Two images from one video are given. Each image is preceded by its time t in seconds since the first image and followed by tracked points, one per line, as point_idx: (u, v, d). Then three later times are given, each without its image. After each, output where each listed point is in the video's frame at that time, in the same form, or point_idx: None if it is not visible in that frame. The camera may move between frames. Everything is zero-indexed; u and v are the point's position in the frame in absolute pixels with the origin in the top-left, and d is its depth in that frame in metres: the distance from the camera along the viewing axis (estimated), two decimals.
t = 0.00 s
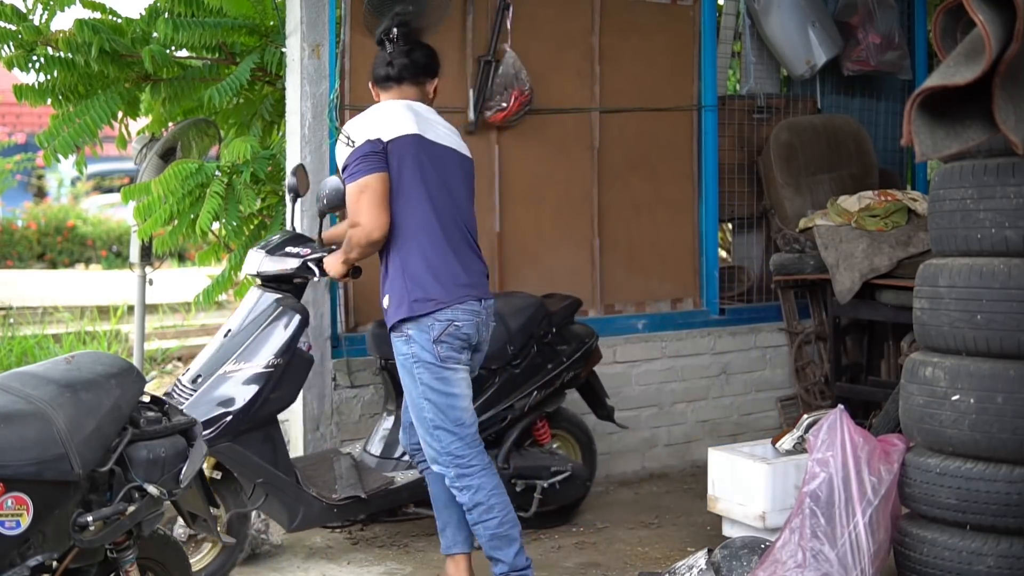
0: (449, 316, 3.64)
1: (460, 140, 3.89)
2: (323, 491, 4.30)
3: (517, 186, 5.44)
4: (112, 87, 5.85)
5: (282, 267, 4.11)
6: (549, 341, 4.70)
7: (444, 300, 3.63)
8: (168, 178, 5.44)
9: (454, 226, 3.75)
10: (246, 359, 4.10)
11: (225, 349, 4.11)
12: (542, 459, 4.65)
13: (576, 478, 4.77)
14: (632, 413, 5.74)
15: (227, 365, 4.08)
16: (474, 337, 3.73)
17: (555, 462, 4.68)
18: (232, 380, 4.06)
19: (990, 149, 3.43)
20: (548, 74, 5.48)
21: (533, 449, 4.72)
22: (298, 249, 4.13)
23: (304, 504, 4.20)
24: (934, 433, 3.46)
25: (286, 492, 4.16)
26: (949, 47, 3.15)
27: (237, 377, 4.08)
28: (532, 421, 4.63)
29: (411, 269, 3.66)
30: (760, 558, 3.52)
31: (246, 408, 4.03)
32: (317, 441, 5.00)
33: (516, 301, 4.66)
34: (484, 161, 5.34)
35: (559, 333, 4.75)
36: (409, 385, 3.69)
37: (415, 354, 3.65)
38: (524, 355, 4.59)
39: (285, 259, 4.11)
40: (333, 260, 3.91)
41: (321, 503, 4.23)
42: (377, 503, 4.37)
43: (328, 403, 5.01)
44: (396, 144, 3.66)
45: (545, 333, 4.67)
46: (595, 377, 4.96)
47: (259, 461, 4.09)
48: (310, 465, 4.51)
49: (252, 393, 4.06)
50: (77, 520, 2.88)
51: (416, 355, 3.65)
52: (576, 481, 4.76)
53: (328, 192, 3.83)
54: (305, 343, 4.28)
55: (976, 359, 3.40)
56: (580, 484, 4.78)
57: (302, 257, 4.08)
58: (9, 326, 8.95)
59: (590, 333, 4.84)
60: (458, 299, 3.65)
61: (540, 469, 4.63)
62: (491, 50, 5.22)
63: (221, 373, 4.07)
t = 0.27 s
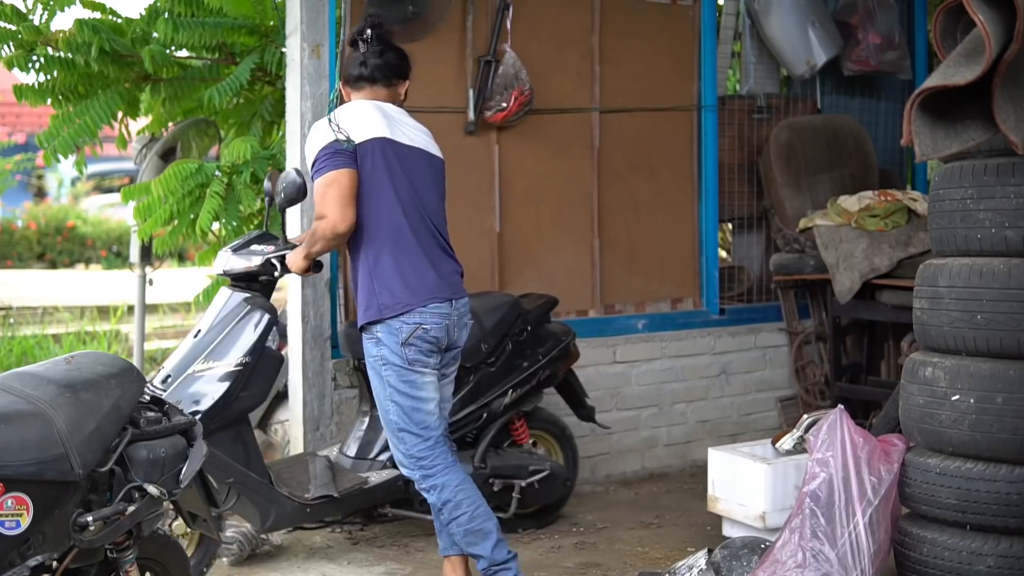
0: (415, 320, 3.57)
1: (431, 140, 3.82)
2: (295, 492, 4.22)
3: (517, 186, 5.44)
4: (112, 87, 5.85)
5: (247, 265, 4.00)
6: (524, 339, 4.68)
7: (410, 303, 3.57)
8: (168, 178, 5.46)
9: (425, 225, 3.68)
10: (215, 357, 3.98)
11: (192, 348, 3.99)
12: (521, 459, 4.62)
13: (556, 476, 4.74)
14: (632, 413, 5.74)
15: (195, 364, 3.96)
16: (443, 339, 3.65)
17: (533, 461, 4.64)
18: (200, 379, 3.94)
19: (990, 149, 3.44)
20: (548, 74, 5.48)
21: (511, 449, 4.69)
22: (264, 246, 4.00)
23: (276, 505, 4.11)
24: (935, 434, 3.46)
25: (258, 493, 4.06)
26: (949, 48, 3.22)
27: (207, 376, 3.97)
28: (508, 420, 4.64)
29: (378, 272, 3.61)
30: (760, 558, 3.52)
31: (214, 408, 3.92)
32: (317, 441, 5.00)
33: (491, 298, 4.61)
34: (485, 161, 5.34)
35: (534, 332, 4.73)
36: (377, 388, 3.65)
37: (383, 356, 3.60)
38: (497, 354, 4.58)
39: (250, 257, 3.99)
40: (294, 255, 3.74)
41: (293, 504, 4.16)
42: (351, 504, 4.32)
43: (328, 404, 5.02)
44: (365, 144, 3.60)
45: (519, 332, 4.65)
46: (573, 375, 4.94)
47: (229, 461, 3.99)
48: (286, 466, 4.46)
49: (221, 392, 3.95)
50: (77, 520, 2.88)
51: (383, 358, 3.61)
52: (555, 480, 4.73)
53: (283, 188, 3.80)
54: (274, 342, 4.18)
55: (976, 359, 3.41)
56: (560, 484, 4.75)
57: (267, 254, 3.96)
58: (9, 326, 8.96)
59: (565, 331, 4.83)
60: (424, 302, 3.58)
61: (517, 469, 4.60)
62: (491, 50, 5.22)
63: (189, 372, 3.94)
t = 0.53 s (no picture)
0: (383, 314, 3.55)
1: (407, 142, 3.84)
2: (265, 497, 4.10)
3: (517, 187, 5.45)
4: (112, 87, 5.85)
5: (216, 268, 3.80)
6: (504, 344, 4.65)
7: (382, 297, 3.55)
8: (167, 178, 5.47)
9: (406, 223, 3.69)
10: (182, 363, 3.82)
11: (160, 352, 3.83)
12: (498, 464, 4.63)
13: (532, 483, 4.70)
14: (632, 413, 5.74)
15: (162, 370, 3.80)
16: (409, 340, 3.62)
17: (510, 468, 4.64)
18: (167, 385, 3.79)
19: (990, 149, 3.44)
20: (547, 73, 5.48)
21: (489, 454, 4.70)
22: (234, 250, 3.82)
23: (245, 510, 3.99)
24: (935, 433, 3.46)
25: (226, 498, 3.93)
26: (949, 48, 3.22)
27: (173, 382, 3.81)
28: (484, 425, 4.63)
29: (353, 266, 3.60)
30: (760, 558, 3.52)
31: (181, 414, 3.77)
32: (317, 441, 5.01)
33: (471, 303, 4.60)
34: (485, 161, 5.35)
35: (515, 337, 4.71)
36: (329, 373, 3.62)
37: (343, 343, 3.57)
38: (476, 359, 4.56)
39: (219, 259, 3.80)
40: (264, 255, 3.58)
41: (262, 509, 4.03)
42: (322, 509, 4.20)
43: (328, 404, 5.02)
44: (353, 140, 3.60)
45: (499, 337, 4.61)
46: (554, 380, 4.93)
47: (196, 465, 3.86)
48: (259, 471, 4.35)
49: (187, 399, 3.79)
50: (77, 520, 2.88)
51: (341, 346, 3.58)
52: (532, 487, 4.70)
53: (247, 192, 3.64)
54: (244, 347, 4.00)
55: (976, 359, 3.41)
56: (538, 491, 4.72)
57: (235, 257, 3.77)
58: (9, 326, 8.96)
59: (547, 335, 4.82)
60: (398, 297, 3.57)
61: (494, 475, 4.60)
62: (491, 50, 5.22)
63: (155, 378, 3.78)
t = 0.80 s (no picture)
0: (359, 316, 3.54)
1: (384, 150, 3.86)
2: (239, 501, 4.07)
3: (517, 187, 5.45)
4: (112, 87, 5.84)
5: (188, 271, 3.53)
6: (483, 347, 4.62)
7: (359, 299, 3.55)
8: (167, 178, 5.46)
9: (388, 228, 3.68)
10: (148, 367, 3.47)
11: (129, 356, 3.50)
12: (475, 468, 4.57)
13: (509, 489, 4.63)
14: (632, 413, 5.74)
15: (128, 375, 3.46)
16: (381, 346, 3.61)
17: (487, 472, 4.58)
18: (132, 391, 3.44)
19: (990, 149, 3.44)
20: (547, 73, 5.49)
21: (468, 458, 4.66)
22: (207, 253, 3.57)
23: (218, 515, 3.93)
24: (934, 433, 3.46)
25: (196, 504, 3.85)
26: (949, 48, 3.22)
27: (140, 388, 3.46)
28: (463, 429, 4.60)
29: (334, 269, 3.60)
30: (760, 558, 3.52)
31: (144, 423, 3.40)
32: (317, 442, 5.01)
33: (450, 305, 4.58)
34: (484, 161, 5.35)
35: (494, 340, 4.67)
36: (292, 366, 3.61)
37: (315, 340, 3.56)
38: (454, 362, 4.54)
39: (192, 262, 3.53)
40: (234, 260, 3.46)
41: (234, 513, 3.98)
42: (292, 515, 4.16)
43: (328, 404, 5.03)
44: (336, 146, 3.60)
45: (478, 339, 4.60)
46: (534, 383, 4.91)
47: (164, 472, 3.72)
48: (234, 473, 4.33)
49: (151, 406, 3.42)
50: (77, 520, 2.88)
51: (310, 343, 3.57)
52: (511, 492, 4.63)
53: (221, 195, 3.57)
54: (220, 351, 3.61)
55: (976, 359, 3.41)
56: (517, 495, 4.66)
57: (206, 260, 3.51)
58: (9, 326, 8.97)
59: (528, 338, 4.77)
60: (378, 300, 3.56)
61: (471, 479, 4.53)
62: (491, 50, 5.23)
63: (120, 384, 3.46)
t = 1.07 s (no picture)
0: (329, 316, 3.55)
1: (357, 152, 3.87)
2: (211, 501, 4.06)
3: (517, 187, 5.45)
4: (112, 87, 5.84)
5: (157, 272, 3.44)
6: (457, 348, 4.59)
7: (330, 299, 3.56)
8: (167, 178, 5.45)
9: (360, 230, 3.70)
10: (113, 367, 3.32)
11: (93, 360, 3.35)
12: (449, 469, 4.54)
13: (486, 490, 4.60)
14: (632, 413, 5.75)
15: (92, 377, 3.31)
16: (353, 346, 3.61)
17: (462, 474, 4.55)
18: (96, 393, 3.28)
19: (990, 149, 3.44)
20: (547, 73, 5.49)
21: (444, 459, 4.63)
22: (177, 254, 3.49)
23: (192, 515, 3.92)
24: (934, 433, 3.46)
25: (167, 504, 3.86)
26: (949, 48, 3.22)
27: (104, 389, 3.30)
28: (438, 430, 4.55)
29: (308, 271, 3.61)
30: (760, 558, 3.52)
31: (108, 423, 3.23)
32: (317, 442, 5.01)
33: (425, 304, 4.54)
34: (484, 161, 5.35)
35: (469, 340, 4.63)
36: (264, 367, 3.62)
37: (285, 341, 3.57)
38: (428, 362, 4.50)
39: (162, 263, 3.46)
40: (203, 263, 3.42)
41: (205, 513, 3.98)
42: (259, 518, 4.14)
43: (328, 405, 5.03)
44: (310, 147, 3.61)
45: (452, 340, 4.57)
46: (511, 385, 4.86)
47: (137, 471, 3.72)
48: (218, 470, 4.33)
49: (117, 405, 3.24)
50: (77, 520, 2.88)
51: (281, 344, 3.58)
52: (487, 493, 4.60)
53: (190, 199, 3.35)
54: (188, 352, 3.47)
55: (976, 359, 3.41)
56: (492, 497, 4.62)
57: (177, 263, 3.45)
58: (9, 326, 8.97)
59: (503, 338, 4.73)
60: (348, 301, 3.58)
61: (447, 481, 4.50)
62: (491, 50, 5.23)
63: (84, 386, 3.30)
